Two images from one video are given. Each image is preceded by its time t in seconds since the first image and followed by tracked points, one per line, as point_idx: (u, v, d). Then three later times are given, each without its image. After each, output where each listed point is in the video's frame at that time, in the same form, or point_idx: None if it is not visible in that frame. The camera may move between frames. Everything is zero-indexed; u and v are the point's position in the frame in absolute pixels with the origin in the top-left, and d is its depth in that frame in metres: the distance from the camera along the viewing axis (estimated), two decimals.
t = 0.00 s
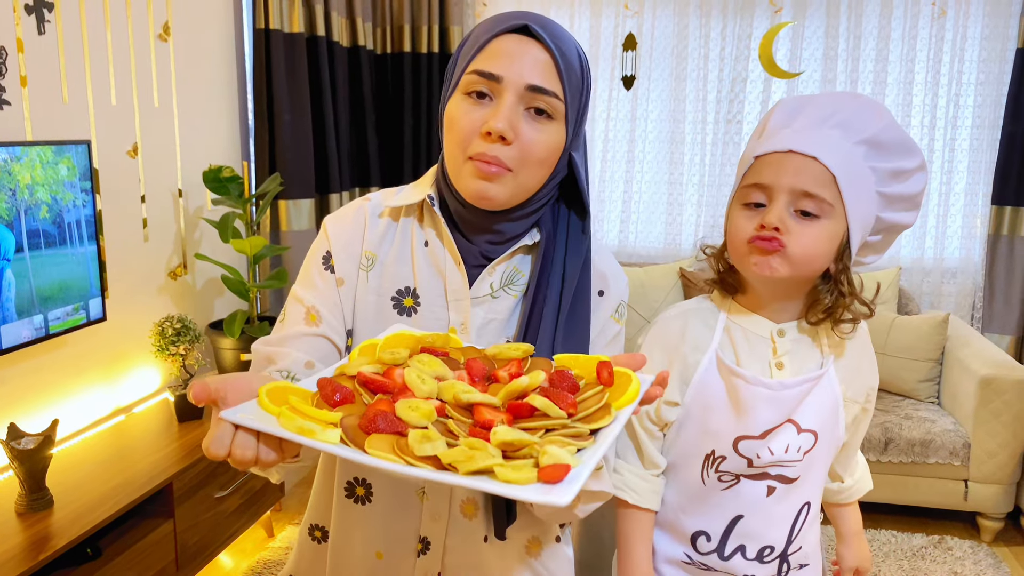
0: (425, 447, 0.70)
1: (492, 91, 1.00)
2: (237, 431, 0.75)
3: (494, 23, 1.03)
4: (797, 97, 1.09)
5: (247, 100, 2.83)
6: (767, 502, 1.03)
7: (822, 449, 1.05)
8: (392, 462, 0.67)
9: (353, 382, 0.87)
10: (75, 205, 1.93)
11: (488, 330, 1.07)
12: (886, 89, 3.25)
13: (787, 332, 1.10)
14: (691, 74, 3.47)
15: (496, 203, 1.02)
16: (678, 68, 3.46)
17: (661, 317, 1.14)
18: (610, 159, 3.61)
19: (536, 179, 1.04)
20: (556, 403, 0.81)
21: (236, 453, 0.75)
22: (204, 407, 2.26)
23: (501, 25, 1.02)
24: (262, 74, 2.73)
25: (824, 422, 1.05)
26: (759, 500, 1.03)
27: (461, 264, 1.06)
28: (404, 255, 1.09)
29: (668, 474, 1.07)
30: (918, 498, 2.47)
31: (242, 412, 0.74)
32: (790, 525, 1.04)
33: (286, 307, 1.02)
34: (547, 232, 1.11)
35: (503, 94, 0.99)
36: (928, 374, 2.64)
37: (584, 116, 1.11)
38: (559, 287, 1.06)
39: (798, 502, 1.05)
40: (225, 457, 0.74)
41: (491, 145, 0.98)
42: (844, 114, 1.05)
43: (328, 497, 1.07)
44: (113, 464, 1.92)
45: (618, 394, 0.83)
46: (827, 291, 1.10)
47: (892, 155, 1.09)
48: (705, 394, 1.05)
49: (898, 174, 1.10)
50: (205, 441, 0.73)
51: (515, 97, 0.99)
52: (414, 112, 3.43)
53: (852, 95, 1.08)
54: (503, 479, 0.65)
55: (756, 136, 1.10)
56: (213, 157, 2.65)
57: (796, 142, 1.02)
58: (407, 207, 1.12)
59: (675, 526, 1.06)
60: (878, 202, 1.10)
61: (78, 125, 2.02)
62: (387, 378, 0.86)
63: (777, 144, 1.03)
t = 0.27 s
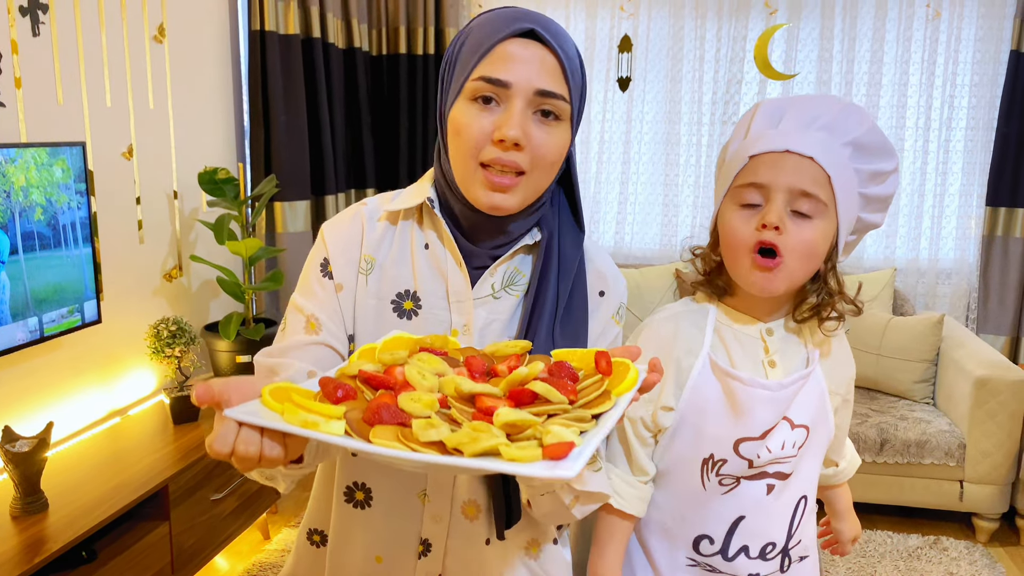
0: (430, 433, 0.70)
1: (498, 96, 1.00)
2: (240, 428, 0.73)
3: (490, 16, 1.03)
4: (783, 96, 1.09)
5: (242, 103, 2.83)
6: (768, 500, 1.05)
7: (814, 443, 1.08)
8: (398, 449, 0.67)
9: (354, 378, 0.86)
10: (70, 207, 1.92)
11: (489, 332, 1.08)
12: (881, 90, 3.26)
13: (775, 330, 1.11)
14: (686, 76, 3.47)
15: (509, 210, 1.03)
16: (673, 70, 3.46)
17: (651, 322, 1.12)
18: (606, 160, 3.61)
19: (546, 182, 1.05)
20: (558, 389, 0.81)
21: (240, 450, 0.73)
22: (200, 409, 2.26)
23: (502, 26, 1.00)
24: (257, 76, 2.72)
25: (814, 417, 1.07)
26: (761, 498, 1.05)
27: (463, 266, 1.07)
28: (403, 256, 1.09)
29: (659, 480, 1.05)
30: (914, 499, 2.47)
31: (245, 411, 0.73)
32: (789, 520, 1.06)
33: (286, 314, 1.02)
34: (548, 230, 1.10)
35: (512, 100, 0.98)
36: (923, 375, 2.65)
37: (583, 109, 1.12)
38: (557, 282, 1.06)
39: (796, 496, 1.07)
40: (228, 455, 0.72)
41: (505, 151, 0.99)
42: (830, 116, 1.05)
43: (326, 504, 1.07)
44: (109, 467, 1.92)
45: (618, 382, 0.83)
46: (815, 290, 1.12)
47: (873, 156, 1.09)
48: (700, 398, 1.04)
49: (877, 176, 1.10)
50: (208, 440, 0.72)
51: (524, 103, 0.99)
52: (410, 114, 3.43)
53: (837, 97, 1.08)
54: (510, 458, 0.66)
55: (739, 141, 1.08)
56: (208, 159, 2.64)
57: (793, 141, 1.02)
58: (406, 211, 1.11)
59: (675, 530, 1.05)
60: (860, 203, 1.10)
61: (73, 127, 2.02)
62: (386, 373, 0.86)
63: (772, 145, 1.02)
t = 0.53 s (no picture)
0: (429, 441, 0.70)
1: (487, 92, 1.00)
2: (228, 436, 0.74)
3: (484, 16, 1.03)
4: (741, 103, 1.10)
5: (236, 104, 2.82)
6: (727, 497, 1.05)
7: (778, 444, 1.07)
8: (396, 458, 0.67)
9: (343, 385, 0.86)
10: (63, 209, 1.92)
11: (483, 331, 1.08)
12: (875, 92, 3.26)
13: (754, 337, 1.11)
14: (680, 77, 3.48)
15: (499, 205, 1.03)
16: (668, 72, 3.47)
17: (629, 318, 1.13)
18: (601, 161, 3.61)
19: (536, 176, 1.05)
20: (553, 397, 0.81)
21: (228, 460, 0.73)
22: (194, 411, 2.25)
23: (488, 22, 1.01)
24: (251, 77, 2.72)
25: (780, 418, 1.06)
26: (720, 495, 1.05)
27: (456, 265, 1.07)
28: (396, 256, 1.09)
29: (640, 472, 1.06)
30: (907, 500, 2.48)
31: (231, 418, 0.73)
32: (749, 516, 1.06)
33: (277, 312, 1.02)
34: (540, 228, 1.11)
35: (500, 95, 0.99)
36: (917, 376, 2.65)
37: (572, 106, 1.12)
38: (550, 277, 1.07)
39: (756, 492, 1.07)
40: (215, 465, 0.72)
41: (493, 146, 0.99)
42: (793, 121, 1.07)
43: (320, 504, 1.07)
44: (102, 470, 1.91)
45: (612, 389, 0.84)
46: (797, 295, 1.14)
47: (834, 156, 1.10)
48: (671, 398, 1.05)
49: (834, 175, 1.12)
50: (194, 447, 0.72)
51: (512, 98, 0.99)
52: (405, 115, 3.43)
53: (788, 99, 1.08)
54: (514, 468, 0.66)
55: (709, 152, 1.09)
56: (202, 160, 2.63)
57: (776, 149, 1.03)
58: (399, 211, 1.11)
59: (642, 521, 1.07)
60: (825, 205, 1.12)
61: (66, 128, 2.01)
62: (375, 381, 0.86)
63: (758, 153, 1.03)
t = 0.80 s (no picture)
0: (423, 441, 0.70)
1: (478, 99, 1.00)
2: (226, 438, 0.74)
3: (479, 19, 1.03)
4: (719, 108, 1.11)
5: (230, 105, 2.81)
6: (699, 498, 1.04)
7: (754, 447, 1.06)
8: (390, 459, 0.67)
9: (339, 383, 0.86)
10: (56, 210, 1.91)
11: (476, 333, 1.08)
12: (868, 94, 3.27)
13: (732, 341, 1.11)
14: (675, 79, 3.48)
15: (490, 209, 1.03)
16: (662, 74, 3.47)
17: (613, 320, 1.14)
18: (595, 163, 3.62)
19: (530, 181, 1.05)
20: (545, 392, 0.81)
21: (227, 461, 0.74)
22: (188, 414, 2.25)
23: (481, 30, 1.01)
24: (245, 78, 2.71)
25: (753, 421, 1.06)
26: (693, 495, 1.04)
27: (449, 266, 1.08)
28: (390, 258, 1.10)
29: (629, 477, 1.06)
30: (900, 501, 2.49)
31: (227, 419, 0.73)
32: (725, 517, 1.04)
33: (271, 313, 1.03)
34: (533, 231, 1.11)
35: (491, 103, 0.99)
36: (910, 377, 2.66)
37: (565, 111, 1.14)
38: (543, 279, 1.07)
39: (733, 494, 1.05)
40: (215, 465, 0.73)
41: (485, 154, 0.99)
42: (771, 126, 1.07)
43: (315, 506, 1.07)
44: (95, 472, 1.90)
45: (605, 382, 0.84)
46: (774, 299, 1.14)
47: (811, 161, 1.11)
48: (648, 402, 1.05)
49: (809, 181, 1.12)
50: (193, 449, 0.73)
51: (503, 105, 0.99)
52: (399, 117, 3.43)
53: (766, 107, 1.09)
54: (507, 469, 0.66)
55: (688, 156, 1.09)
56: (196, 162, 2.63)
57: (755, 154, 1.03)
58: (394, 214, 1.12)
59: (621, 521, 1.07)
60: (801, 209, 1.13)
61: (59, 129, 2.00)
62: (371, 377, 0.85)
63: (739, 157, 1.03)
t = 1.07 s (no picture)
0: (413, 443, 0.69)
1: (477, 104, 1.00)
2: (219, 438, 0.74)
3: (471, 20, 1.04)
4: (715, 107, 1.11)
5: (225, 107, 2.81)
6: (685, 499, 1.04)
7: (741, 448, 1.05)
8: (380, 462, 0.67)
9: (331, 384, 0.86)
10: (50, 211, 1.90)
11: (470, 335, 1.08)
12: (863, 96, 3.28)
13: (719, 344, 1.10)
14: (670, 81, 3.48)
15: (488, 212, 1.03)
16: (658, 76, 3.47)
17: (603, 322, 1.14)
18: (591, 164, 3.62)
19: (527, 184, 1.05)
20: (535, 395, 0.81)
21: (219, 461, 0.74)
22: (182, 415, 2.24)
23: (481, 33, 1.01)
24: (241, 79, 2.71)
25: (741, 423, 1.05)
26: (678, 496, 1.04)
27: (443, 270, 1.08)
28: (384, 261, 1.10)
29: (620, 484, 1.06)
30: (895, 502, 2.49)
31: (220, 418, 0.72)
32: (711, 519, 1.04)
33: (265, 317, 1.03)
34: (526, 233, 1.11)
35: (489, 108, 0.99)
36: (905, 379, 2.66)
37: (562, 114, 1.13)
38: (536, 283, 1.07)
39: (720, 496, 1.05)
40: (208, 465, 0.73)
41: (483, 157, 0.99)
42: (765, 129, 1.07)
43: (309, 509, 1.07)
44: (88, 474, 1.90)
45: (594, 387, 0.84)
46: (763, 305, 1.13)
47: (806, 164, 1.10)
48: (635, 404, 1.06)
49: (804, 184, 1.12)
50: (186, 450, 0.73)
51: (502, 109, 0.99)
52: (395, 118, 3.43)
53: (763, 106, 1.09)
54: (497, 472, 0.65)
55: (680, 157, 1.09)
56: (191, 163, 2.62)
57: (744, 159, 1.03)
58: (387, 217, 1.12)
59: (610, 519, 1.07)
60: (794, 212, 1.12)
61: (54, 130, 2.00)
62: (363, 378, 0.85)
63: (728, 162, 1.03)
